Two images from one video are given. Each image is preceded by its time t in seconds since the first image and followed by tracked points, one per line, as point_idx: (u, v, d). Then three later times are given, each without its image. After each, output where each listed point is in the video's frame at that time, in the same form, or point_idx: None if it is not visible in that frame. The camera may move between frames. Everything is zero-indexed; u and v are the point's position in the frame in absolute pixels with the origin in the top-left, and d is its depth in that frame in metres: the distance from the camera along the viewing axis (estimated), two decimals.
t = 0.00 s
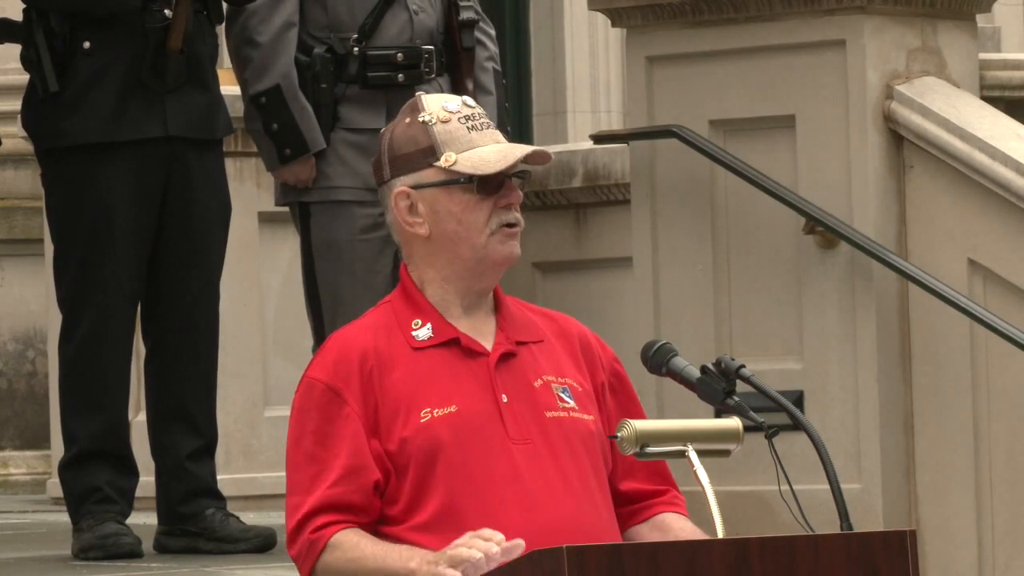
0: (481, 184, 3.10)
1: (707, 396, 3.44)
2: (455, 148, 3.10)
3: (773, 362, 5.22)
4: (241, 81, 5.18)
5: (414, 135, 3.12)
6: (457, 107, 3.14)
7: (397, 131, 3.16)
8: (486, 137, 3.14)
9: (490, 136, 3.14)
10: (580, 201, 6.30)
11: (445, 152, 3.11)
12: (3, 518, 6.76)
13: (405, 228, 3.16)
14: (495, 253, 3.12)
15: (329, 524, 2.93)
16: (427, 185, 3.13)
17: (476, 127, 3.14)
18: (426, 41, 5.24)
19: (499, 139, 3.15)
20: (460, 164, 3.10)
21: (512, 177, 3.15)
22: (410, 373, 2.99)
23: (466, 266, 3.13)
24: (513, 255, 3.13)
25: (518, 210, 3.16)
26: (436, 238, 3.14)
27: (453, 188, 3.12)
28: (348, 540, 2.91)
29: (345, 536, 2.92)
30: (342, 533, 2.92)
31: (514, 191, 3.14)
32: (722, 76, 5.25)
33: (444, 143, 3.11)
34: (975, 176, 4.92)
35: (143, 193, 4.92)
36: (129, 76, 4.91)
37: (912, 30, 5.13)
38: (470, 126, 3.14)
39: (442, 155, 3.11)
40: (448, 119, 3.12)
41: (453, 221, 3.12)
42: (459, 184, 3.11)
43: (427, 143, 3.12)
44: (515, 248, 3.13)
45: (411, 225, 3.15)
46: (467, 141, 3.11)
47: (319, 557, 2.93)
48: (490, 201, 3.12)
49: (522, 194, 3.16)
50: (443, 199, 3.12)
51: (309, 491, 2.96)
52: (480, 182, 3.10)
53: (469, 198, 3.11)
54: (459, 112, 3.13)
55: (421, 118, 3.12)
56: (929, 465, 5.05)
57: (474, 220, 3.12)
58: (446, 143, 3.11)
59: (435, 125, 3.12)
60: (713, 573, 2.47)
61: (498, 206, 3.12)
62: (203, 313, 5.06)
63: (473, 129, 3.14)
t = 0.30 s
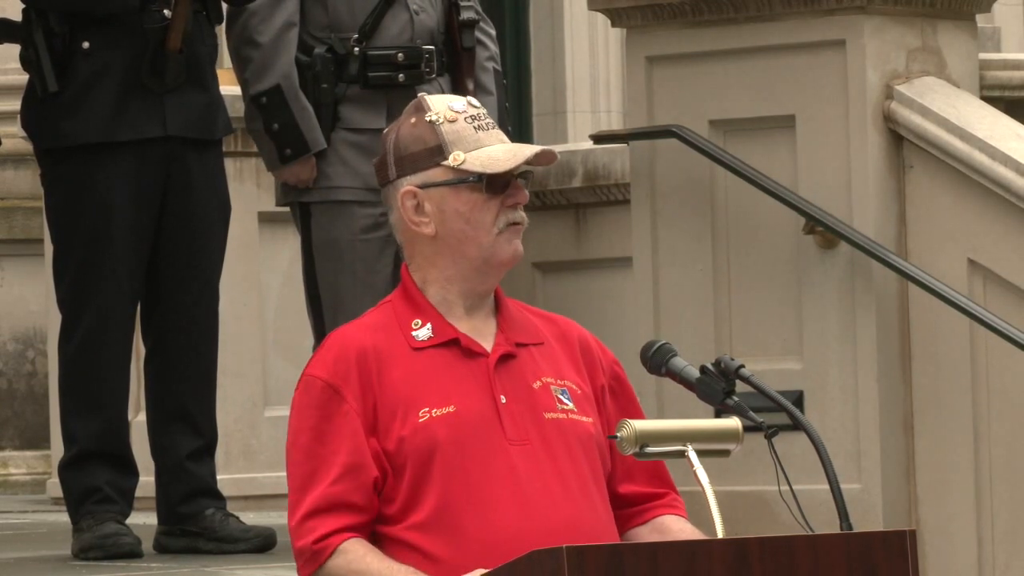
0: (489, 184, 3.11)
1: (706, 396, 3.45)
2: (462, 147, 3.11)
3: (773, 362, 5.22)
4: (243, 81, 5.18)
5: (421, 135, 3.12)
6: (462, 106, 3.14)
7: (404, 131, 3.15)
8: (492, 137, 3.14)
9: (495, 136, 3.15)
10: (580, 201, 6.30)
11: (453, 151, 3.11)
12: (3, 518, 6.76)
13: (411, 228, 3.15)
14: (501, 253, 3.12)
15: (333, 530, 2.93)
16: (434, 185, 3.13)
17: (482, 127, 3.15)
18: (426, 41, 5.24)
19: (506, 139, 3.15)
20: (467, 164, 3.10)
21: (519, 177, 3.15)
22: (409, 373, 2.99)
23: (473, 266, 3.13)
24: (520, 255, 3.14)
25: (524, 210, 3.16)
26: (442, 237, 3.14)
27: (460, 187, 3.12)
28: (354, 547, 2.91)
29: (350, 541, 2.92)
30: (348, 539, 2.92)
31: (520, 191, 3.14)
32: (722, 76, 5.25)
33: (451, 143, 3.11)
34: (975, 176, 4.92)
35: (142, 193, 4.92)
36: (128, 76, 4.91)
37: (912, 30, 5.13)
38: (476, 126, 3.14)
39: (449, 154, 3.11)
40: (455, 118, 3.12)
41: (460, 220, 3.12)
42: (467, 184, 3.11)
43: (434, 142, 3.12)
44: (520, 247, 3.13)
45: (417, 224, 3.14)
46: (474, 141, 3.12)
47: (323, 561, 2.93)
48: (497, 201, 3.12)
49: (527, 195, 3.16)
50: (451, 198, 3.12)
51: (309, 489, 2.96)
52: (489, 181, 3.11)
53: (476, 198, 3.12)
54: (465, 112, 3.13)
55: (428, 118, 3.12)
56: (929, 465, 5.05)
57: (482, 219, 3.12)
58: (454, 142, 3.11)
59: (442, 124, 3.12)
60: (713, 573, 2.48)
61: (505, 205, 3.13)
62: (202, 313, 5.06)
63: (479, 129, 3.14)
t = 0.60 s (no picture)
0: (497, 185, 3.10)
1: (706, 395, 3.45)
2: (472, 148, 3.10)
3: (773, 362, 5.22)
4: (243, 81, 5.18)
5: (430, 135, 3.12)
6: (473, 107, 3.14)
7: (413, 130, 3.15)
8: (502, 138, 3.14)
9: (505, 137, 3.14)
10: (580, 201, 6.30)
11: (462, 152, 3.10)
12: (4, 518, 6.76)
13: (418, 227, 3.15)
14: (508, 255, 3.12)
15: (335, 523, 2.91)
16: (443, 185, 3.13)
17: (493, 128, 3.14)
18: (426, 41, 5.24)
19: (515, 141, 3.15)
20: (476, 165, 3.10)
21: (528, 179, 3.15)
22: (411, 370, 2.99)
23: (479, 266, 3.13)
24: (526, 258, 3.14)
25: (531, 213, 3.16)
26: (449, 237, 3.14)
27: (468, 188, 3.11)
28: (356, 541, 2.90)
29: (351, 534, 2.91)
30: (351, 532, 2.91)
31: (528, 194, 3.14)
32: (722, 76, 5.25)
33: (460, 143, 3.10)
34: (975, 176, 4.92)
35: (141, 192, 4.92)
36: (128, 76, 4.91)
37: (912, 30, 5.13)
38: (486, 127, 3.13)
39: (459, 155, 3.11)
40: (464, 119, 3.11)
41: (467, 221, 3.12)
42: (475, 184, 3.11)
43: (444, 142, 3.11)
44: (526, 251, 3.13)
45: (425, 223, 3.14)
46: (483, 142, 3.11)
47: (325, 554, 2.92)
48: (505, 203, 3.12)
49: (535, 197, 3.16)
50: (458, 198, 3.12)
51: (309, 482, 2.95)
52: (497, 182, 3.10)
53: (484, 199, 3.11)
54: (475, 112, 3.13)
55: (438, 118, 3.11)
56: (929, 465, 5.06)
57: (489, 220, 3.12)
58: (463, 143, 3.10)
59: (451, 124, 3.11)
60: (713, 573, 2.48)
61: (512, 207, 3.13)
62: (202, 313, 5.06)
63: (490, 129, 3.14)
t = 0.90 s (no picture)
0: (491, 183, 3.10)
1: (706, 396, 3.45)
2: (466, 147, 3.10)
3: (774, 362, 5.21)
4: (242, 80, 5.18)
5: (426, 134, 3.12)
6: (469, 107, 3.14)
7: (409, 130, 3.15)
8: (498, 137, 3.13)
9: (501, 136, 3.13)
10: (580, 201, 6.29)
11: (456, 151, 3.10)
12: (4, 518, 6.76)
13: (414, 227, 3.15)
14: (503, 254, 3.11)
15: (336, 522, 2.91)
16: (438, 184, 3.12)
17: (489, 127, 3.14)
18: (426, 41, 5.24)
19: (511, 140, 3.14)
20: (470, 164, 3.09)
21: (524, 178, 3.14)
22: (410, 371, 2.99)
23: (474, 266, 3.12)
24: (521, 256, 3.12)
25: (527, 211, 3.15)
26: (445, 236, 3.13)
27: (463, 187, 3.11)
28: (357, 540, 2.90)
29: (352, 534, 2.91)
30: (351, 531, 2.91)
31: (523, 192, 3.13)
32: (722, 76, 5.25)
33: (455, 142, 3.10)
34: (975, 176, 4.92)
35: (141, 192, 4.92)
36: (127, 76, 4.91)
37: (912, 30, 5.13)
38: (482, 126, 3.13)
39: (453, 154, 3.10)
40: (459, 118, 3.11)
41: (462, 221, 3.12)
42: (469, 184, 3.10)
43: (439, 142, 3.11)
44: (522, 249, 3.12)
45: (420, 222, 3.14)
46: (478, 140, 3.10)
47: (326, 553, 2.92)
48: (500, 201, 3.11)
49: (531, 196, 3.15)
50: (453, 198, 3.11)
51: (309, 480, 2.94)
52: (491, 181, 3.09)
53: (478, 198, 3.11)
54: (471, 112, 3.13)
55: (433, 117, 3.11)
56: (929, 465, 5.05)
57: (483, 219, 3.11)
58: (457, 141, 3.10)
59: (447, 124, 3.11)
60: (713, 573, 2.48)
61: (507, 206, 3.12)
62: (202, 313, 5.05)
63: (485, 129, 3.13)
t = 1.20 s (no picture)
0: (476, 182, 3.11)
1: (706, 395, 3.44)
2: (448, 148, 3.10)
3: (774, 362, 5.21)
4: (242, 80, 5.18)
5: (411, 136, 3.13)
6: (454, 106, 3.13)
7: (396, 133, 3.16)
8: (482, 135, 3.12)
9: (486, 135, 3.13)
10: (580, 201, 6.30)
11: (439, 152, 3.11)
12: (4, 518, 6.76)
13: (405, 230, 3.16)
14: (492, 251, 3.11)
15: (336, 523, 2.91)
16: (424, 186, 3.13)
17: (474, 126, 3.13)
18: (425, 41, 5.24)
19: (497, 138, 3.13)
20: (452, 164, 3.10)
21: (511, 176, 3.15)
22: (407, 371, 2.99)
23: (465, 264, 3.12)
24: (512, 252, 3.12)
25: (517, 208, 3.15)
26: (435, 237, 3.14)
27: (448, 188, 3.12)
28: (357, 541, 2.90)
29: (351, 534, 2.91)
30: (351, 532, 2.91)
31: (509, 190, 3.14)
32: (722, 76, 5.25)
33: (438, 143, 3.11)
34: (975, 176, 4.91)
35: (141, 192, 4.92)
36: (127, 76, 4.91)
37: (912, 30, 5.13)
38: (466, 125, 3.12)
39: (436, 155, 3.11)
40: (442, 118, 3.11)
41: (449, 220, 3.12)
42: (455, 183, 3.11)
43: (423, 143, 3.12)
44: (512, 245, 3.12)
45: (410, 225, 3.15)
46: (461, 140, 3.11)
47: (326, 554, 2.92)
48: (486, 199, 3.12)
49: (518, 193, 3.16)
50: (439, 199, 3.12)
51: (307, 481, 2.94)
52: (474, 180, 3.10)
53: (464, 197, 3.12)
54: (455, 111, 3.12)
55: (417, 119, 3.12)
56: (929, 465, 5.05)
57: (470, 218, 3.12)
58: (439, 142, 3.11)
59: (430, 125, 3.12)
60: (713, 573, 2.48)
61: (494, 204, 3.12)
62: (201, 313, 5.05)
63: (470, 128, 3.12)
